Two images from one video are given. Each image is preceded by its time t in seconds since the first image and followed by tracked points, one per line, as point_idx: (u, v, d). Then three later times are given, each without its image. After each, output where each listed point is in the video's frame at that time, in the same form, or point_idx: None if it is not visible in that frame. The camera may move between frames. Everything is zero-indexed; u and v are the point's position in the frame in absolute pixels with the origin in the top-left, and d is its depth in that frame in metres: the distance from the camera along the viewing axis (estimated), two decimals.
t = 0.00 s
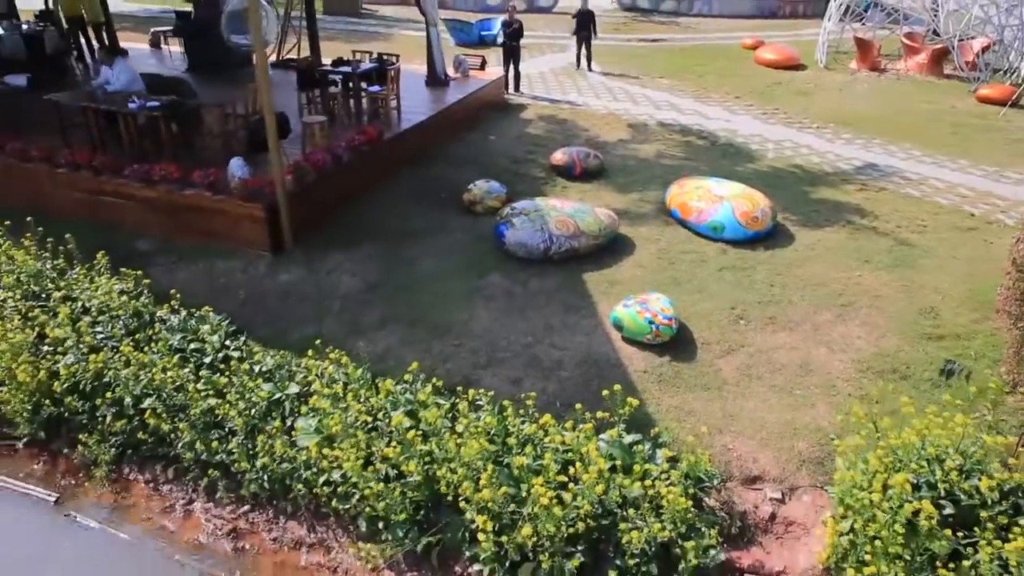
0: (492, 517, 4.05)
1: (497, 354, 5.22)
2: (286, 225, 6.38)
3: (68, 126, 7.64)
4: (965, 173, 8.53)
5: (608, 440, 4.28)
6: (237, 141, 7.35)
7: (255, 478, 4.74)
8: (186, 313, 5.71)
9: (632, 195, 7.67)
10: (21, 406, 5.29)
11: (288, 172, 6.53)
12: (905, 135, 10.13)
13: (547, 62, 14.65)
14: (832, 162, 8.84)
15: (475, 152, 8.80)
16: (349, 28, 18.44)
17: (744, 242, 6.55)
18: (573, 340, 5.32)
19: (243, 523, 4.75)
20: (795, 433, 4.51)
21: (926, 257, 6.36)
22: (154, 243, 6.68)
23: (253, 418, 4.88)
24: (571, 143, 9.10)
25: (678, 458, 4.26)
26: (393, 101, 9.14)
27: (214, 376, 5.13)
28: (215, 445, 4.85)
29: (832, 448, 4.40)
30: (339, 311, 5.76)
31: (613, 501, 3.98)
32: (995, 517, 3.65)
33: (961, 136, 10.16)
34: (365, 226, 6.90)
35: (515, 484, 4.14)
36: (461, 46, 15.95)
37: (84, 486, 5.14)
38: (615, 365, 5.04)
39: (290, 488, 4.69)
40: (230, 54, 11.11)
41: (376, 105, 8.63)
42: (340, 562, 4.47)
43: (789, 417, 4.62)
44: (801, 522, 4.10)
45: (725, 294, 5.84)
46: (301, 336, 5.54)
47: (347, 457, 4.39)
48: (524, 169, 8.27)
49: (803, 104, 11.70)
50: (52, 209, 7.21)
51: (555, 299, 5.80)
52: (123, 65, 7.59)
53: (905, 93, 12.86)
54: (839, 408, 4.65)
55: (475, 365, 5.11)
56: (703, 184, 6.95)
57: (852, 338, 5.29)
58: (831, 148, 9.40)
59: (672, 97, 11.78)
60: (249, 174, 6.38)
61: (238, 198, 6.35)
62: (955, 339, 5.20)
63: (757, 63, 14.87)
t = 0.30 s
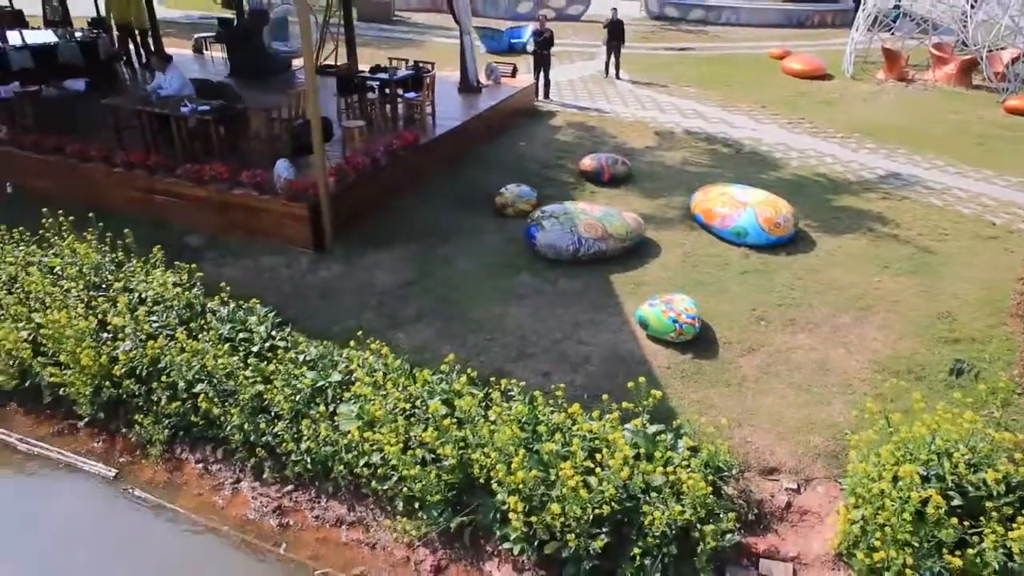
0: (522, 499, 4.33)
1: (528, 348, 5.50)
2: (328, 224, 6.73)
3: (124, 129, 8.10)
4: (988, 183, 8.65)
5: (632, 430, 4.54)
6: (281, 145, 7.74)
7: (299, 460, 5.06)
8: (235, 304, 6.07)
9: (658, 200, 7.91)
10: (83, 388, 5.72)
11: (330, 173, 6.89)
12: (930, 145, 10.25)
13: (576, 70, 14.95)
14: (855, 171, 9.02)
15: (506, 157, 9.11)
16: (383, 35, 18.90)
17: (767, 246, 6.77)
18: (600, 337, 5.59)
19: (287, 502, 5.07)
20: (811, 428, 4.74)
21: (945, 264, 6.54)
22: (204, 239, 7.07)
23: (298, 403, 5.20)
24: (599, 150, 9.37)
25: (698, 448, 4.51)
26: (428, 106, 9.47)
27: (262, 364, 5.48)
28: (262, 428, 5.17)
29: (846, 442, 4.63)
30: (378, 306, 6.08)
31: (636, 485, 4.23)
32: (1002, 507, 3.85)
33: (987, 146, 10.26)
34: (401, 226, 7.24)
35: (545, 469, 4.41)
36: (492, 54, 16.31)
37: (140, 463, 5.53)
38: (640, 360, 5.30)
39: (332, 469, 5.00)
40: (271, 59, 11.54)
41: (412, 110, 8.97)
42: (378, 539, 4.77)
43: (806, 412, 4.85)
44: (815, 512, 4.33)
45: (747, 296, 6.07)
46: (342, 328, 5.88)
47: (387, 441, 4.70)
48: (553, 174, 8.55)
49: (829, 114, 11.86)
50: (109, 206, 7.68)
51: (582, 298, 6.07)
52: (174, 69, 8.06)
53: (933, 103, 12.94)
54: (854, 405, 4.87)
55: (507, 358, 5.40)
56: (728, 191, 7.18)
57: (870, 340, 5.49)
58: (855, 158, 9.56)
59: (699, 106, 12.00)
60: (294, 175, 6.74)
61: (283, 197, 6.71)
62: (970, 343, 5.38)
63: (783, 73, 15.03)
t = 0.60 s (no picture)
0: (557, 479, 4.66)
1: (563, 342, 5.83)
2: (375, 222, 7.13)
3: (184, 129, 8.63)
4: (1018, 194, 8.77)
5: (661, 419, 4.85)
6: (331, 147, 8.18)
7: (348, 440, 5.44)
8: (289, 295, 6.49)
9: (689, 205, 8.18)
10: (150, 369, 6.20)
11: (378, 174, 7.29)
12: (962, 156, 10.37)
13: (611, 77, 15.25)
14: (885, 181, 9.19)
15: (543, 161, 9.45)
16: (422, 40, 19.39)
17: (795, 252, 7.02)
18: (632, 334, 5.89)
19: (337, 479, 5.46)
20: (832, 424, 5.00)
21: (970, 272, 6.72)
22: (258, 235, 7.53)
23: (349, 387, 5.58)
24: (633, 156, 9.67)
25: (723, 438, 4.79)
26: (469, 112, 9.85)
27: (314, 350, 5.87)
28: (314, 409, 5.56)
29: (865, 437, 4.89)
30: (422, 300, 6.46)
31: (665, 469, 4.52)
32: (1013, 499, 4.08)
33: (1019, 158, 10.34)
34: (443, 225, 7.61)
35: (579, 452, 4.73)
36: (528, 61, 16.68)
37: (200, 440, 5.97)
38: (670, 356, 5.59)
39: (379, 449, 5.36)
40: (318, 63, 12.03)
41: (453, 116, 9.35)
42: (421, 515, 5.11)
43: (828, 408, 5.11)
44: (833, 501, 4.61)
45: (775, 299, 6.32)
46: (388, 319, 6.26)
47: (432, 422, 5.06)
48: (588, 178, 8.87)
49: (861, 124, 12.00)
50: (170, 202, 8.18)
51: (616, 297, 6.38)
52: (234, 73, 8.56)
53: (967, 114, 12.99)
54: (875, 403, 5.11)
55: (544, 351, 5.74)
56: (758, 198, 7.43)
57: (893, 342, 5.71)
58: (885, 167, 9.73)
59: (732, 114, 12.22)
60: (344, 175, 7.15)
61: (335, 196, 7.13)
62: (991, 348, 5.58)
63: (817, 82, 15.16)
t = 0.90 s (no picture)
0: (589, 465, 4.96)
1: (595, 338, 6.12)
2: (417, 221, 7.48)
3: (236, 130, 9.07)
4: None
5: (689, 411, 5.12)
6: (374, 149, 8.55)
7: (391, 425, 5.78)
8: (336, 289, 6.85)
9: (719, 210, 8.43)
10: (205, 356, 6.60)
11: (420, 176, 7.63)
12: (991, 165, 10.45)
13: (642, 83, 15.50)
14: (913, 189, 9.33)
15: (576, 165, 9.74)
16: (456, 45, 19.80)
17: (821, 257, 7.23)
18: (662, 332, 6.16)
19: (379, 462, 5.80)
20: (853, 420, 5.24)
21: (994, 279, 6.88)
22: (305, 232, 7.93)
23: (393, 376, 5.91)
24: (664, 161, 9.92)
25: (747, 430, 5.05)
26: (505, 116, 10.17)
27: (360, 341, 6.22)
28: (359, 396, 5.91)
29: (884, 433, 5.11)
30: (461, 296, 6.79)
31: (691, 458, 4.78)
32: None
33: None
34: (480, 226, 7.95)
35: (610, 440, 5.01)
36: (560, 66, 16.99)
37: (251, 423, 6.36)
38: (698, 353, 5.86)
39: (420, 435, 5.69)
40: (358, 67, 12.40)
41: (490, 120, 9.68)
42: (459, 497, 5.43)
43: (850, 406, 5.34)
44: (853, 492, 4.85)
45: (800, 301, 6.55)
46: (429, 313, 6.60)
47: (471, 409, 5.39)
48: (620, 183, 9.14)
49: (891, 132, 12.12)
50: (222, 200, 8.63)
51: (646, 297, 6.65)
52: (283, 78, 8.97)
53: (999, 123, 13.02)
54: (895, 401, 5.33)
55: (576, 346, 6.03)
56: (786, 204, 7.65)
57: (915, 345, 5.91)
58: (914, 176, 9.86)
59: (761, 122, 12.41)
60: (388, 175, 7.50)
61: (379, 195, 7.50)
62: (1011, 352, 5.75)
63: (848, 91, 15.26)
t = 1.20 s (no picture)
0: (626, 452, 5.30)
1: (631, 335, 6.45)
2: (462, 221, 7.89)
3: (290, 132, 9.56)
4: None
5: (720, 405, 5.43)
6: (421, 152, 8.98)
7: (437, 411, 6.16)
8: (386, 284, 7.27)
9: (752, 216, 8.69)
10: (263, 343, 7.06)
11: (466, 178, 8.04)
12: None
13: (678, 91, 15.76)
14: (946, 198, 9.49)
15: (613, 171, 10.08)
16: (495, 50, 20.23)
17: (851, 262, 7.47)
18: (695, 330, 6.48)
19: (426, 445, 6.19)
20: (879, 418, 5.50)
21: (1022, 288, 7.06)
22: (355, 229, 8.38)
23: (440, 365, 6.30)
24: (699, 168, 10.21)
25: (776, 423, 5.34)
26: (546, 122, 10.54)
27: (409, 332, 6.63)
28: (408, 384, 6.31)
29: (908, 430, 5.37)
30: (503, 293, 7.16)
31: (722, 448, 5.09)
32: None
33: None
34: (521, 228, 8.33)
35: (644, 429, 5.34)
36: (598, 73, 17.31)
37: (305, 406, 6.79)
38: (729, 351, 6.16)
39: (465, 422, 6.07)
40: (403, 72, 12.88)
41: (532, 125, 10.06)
42: (501, 481, 5.80)
43: (875, 405, 5.61)
44: (876, 485, 5.13)
45: (830, 304, 6.81)
46: (473, 308, 6.99)
47: (515, 398, 5.76)
48: (656, 188, 9.46)
49: (926, 142, 12.23)
50: (276, 198, 9.13)
51: (680, 298, 6.97)
52: (335, 84, 9.43)
53: None
54: (920, 401, 5.58)
55: (613, 342, 6.38)
56: (818, 211, 7.90)
57: (941, 349, 6.14)
58: (948, 186, 10.01)
59: (796, 130, 12.61)
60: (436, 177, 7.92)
61: (427, 196, 7.90)
62: None
63: (884, 100, 15.35)
